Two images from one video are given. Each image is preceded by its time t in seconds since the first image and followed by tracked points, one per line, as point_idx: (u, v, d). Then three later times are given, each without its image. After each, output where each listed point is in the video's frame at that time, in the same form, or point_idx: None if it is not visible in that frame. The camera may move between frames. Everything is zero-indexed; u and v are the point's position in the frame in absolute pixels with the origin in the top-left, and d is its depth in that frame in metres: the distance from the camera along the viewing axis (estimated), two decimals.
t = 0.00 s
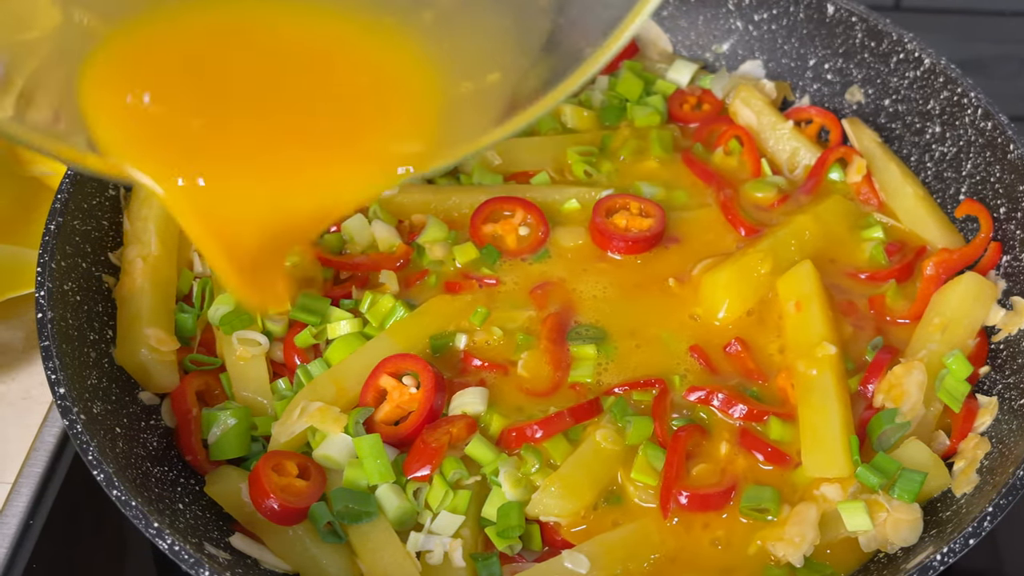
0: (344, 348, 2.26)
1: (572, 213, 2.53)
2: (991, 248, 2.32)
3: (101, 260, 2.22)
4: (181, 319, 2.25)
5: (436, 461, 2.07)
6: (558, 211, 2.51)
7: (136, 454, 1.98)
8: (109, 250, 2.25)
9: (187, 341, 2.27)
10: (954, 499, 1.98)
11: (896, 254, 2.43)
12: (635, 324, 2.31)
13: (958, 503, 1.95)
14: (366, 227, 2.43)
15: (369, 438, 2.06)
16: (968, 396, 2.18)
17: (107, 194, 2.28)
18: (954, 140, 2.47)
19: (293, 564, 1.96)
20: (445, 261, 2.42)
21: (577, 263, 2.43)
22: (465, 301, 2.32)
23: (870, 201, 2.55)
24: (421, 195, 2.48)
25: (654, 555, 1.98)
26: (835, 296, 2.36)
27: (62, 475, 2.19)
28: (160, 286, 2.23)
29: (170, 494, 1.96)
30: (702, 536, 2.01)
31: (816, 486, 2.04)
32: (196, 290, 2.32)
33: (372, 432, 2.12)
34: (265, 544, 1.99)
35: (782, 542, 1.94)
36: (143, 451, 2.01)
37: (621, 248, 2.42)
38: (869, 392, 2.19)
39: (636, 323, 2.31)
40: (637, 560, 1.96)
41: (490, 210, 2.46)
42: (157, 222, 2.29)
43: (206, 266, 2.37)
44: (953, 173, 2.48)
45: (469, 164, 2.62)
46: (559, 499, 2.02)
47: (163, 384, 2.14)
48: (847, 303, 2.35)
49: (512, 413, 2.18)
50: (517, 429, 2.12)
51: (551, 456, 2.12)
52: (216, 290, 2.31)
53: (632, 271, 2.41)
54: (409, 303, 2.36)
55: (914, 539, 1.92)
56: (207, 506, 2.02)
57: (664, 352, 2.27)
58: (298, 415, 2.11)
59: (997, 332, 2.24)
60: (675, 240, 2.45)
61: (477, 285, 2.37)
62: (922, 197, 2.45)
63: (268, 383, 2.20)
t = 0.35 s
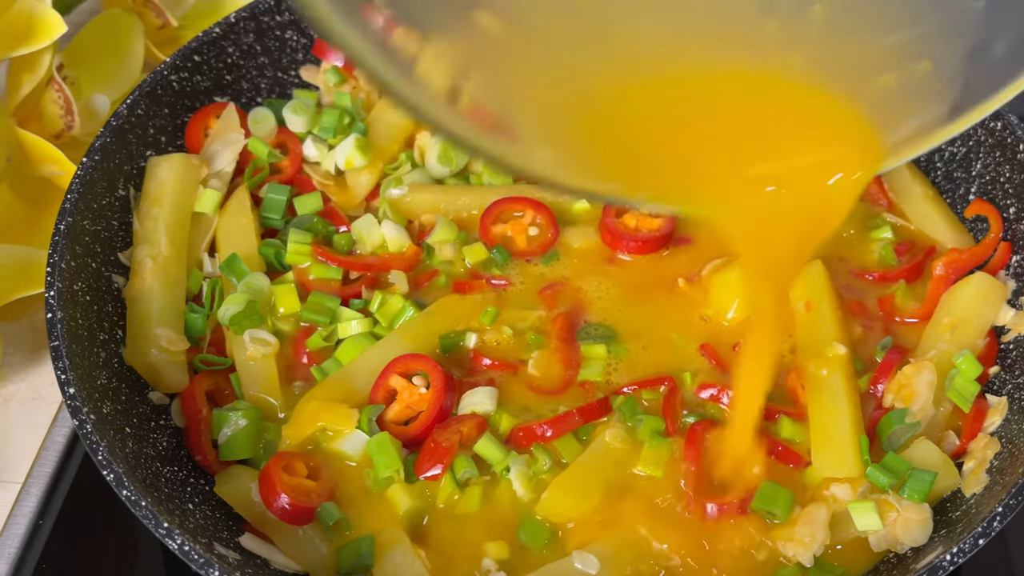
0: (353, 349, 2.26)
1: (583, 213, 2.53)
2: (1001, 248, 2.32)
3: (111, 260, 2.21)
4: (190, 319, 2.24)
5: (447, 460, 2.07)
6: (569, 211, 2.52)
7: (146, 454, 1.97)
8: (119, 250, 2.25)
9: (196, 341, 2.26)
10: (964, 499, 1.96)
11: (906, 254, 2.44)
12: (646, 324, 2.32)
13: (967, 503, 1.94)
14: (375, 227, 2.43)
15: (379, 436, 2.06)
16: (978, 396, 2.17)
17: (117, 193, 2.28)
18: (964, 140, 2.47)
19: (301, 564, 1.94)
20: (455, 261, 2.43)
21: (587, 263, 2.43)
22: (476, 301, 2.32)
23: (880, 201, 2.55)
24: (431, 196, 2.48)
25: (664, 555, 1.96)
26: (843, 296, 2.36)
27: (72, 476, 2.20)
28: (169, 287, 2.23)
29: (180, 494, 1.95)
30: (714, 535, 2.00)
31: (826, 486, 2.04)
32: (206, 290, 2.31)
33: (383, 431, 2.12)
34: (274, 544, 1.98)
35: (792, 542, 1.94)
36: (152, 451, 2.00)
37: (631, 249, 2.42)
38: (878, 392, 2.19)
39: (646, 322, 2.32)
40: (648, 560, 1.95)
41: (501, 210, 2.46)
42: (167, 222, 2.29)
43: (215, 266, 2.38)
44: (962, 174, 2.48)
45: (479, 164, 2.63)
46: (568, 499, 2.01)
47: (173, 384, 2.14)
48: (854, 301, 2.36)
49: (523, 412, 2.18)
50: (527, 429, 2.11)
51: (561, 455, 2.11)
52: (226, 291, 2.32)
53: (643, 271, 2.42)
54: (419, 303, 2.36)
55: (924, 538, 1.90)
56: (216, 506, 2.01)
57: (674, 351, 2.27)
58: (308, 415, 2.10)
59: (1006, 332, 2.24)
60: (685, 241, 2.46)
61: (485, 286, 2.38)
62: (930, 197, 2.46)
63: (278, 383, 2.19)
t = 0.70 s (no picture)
0: (362, 349, 2.26)
1: (591, 212, 2.53)
2: (1011, 249, 2.33)
3: (120, 260, 2.22)
4: (199, 319, 2.24)
5: (457, 460, 2.06)
6: (578, 210, 2.52)
7: (156, 454, 1.98)
8: (129, 250, 2.25)
9: (205, 341, 2.26)
10: (973, 499, 1.97)
11: (916, 253, 2.44)
12: (656, 322, 2.32)
13: (977, 503, 1.95)
14: (385, 228, 2.44)
15: (388, 437, 2.06)
16: (988, 396, 2.17)
17: (126, 193, 2.29)
18: (974, 140, 2.46)
19: (312, 564, 1.95)
20: (465, 261, 2.42)
21: (596, 262, 2.43)
22: (484, 301, 2.32)
23: (890, 201, 2.55)
24: (440, 196, 2.48)
25: (671, 553, 1.95)
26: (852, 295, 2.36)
27: (82, 477, 2.19)
28: (179, 287, 2.23)
29: (189, 494, 1.95)
30: (723, 534, 1.99)
31: (837, 486, 2.04)
32: (215, 290, 2.32)
33: (393, 432, 2.12)
34: (285, 545, 1.98)
35: (802, 542, 1.94)
36: (162, 451, 2.01)
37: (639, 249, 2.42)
38: (888, 391, 2.19)
39: (656, 321, 2.32)
40: (657, 560, 1.93)
41: (510, 210, 2.46)
42: (176, 222, 2.29)
43: (224, 266, 2.37)
44: (972, 174, 2.48)
45: (488, 164, 2.63)
46: (576, 499, 2.00)
47: (182, 384, 2.14)
48: (864, 300, 2.36)
49: (531, 412, 2.18)
50: (535, 429, 2.11)
51: (571, 455, 2.11)
52: (236, 291, 2.32)
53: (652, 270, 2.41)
54: (428, 303, 2.36)
55: (934, 538, 1.91)
56: (226, 506, 2.02)
57: (684, 351, 2.27)
58: (317, 415, 2.10)
59: (1016, 332, 2.24)
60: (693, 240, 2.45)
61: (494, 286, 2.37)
62: (940, 196, 2.47)
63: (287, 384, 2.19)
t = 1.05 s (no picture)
0: (373, 349, 2.26)
1: (601, 212, 2.53)
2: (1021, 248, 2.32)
3: (130, 260, 2.22)
4: (209, 319, 2.24)
5: (466, 460, 2.06)
6: (587, 210, 2.52)
7: (165, 454, 1.98)
8: (138, 250, 2.26)
9: (215, 341, 2.27)
10: (983, 499, 1.97)
11: (925, 253, 2.44)
12: (666, 323, 2.32)
13: (986, 503, 1.95)
14: (396, 228, 2.44)
15: (397, 437, 2.06)
16: (997, 396, 2.18)
17: (136, 193, 2.30)
18: (984, 140, 2.46)
19: (322, 564, 1.94)
20: (475, 261, 2.42)
21: (605, 262, 2.44)
22: (494, 301, 2.31)
23: (900, 201, 2.55)
24: (451, 196, 2.47)
25: (681, 553, 1.95)
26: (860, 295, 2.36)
27: (93, 476, 2.20)
28: (189, 287, 2.23)
29: (199, 494, 1.95)
30: (733, 534, 1.99)
31: (846, 486, 2.04)
32: (225, 290, 2.31)
33: (402, 432, 2.12)
34: (295, 545, 1.98)
35: (812, 542, 1.94)
36: (172, 451, 2.00)
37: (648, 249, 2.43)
38: (898, 391, 2.19)
39: (666, 322, 2.32)
40: (667, 560, 1.93)
41: (519, 210, 2.46)
42: (185, 222, 2.29)
43: (235, 266, 2.37)
44: (982, 173, 2.48)
45: (498, 164, 2.63)
46: (587, 500, 2.00)
47: (192, 384, 2.14)
48: (872, 300, 2.36)
49: (541, 413, 2.18)
50: (544, 429, 2.11)
51: (581, 455, 2.11)
52: (245, 291, 2.32)
53: (662, 271, 2.42)
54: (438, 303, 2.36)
55: (944, 538, 1.91)
56: (237, 506, 2.02)
57: (694, 351, 2.27)
58: (327, 416, 2.09)
59: None
60: (701, 241, 2.46)
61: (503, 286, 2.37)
62: (951, 197, 2.46)
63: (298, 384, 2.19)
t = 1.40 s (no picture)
0: (382, 349, 2.26)
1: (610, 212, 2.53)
2: None
3: (140, 260, 2.22)
4: (220, 319, 2.25)
5: (476, 460, 2.06)
6: (596, 210, 2.53)
7: (175, 454, 1.97)
8: (148, 250, 2.25)
9: (225, 341, 2.27)
10: (993, 499, 1.96)
11: (935, 253, 2.44)
12: (676, 322, 2.32)
13: (996, 503, 1.94)
14: (405, 228, 2.44)
15: (407, 437, 2.06)
16: (1007, 397, 2.17)
17: (146, 193, 2.29)
18: (993, 140, 2.46)
19: (331, 564, 1.94)
20: (485, 260, 2.42)
21: (614, 262, 2.44)
22: (504, 301, 2.32)
23: (910, 201, 2.55)
24: (460, 196, 2.48)
25: (691, 552, 1.95)
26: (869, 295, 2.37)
27: (103, 475, 2.20)
28: (199, 287, 2.23)
29: (209, 494, 1.95)
30: (743, 533, 1.99)
31: (856, 486, 2.04)
32: (235, 290, 2.32)
33: (412, 431, 2.12)
34: (305, 544, 1.98)
35: (822, 542, 1.94)
36: (182, 451, 2.00)
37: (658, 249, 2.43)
38: (908, 390, 2.19)
39: (676, 322, 2.32)
40: (677, 560, 1.93)
41: (528, 211, 2.46)
42: (196, 222, 2.30)
43: (245, 266, 2.38)
44: (992, 173, 2.48)
45: (507, 164, 2.64)
46: (597, 500, 2.00)
47: (202, 384, 2.13)
48: (881, 300, 2.36)
49: (551, 413, 2.18)
50: (553, 429, 2.11)
51: (590, 455, 2.11)
52: (255, 291, 2.32)
53: (671, 271, 2.42)
54: (448, 303, 2.36)
55: (953, 538, 1.90)
56: (246, 506, 2.02)
57: (704, 351, 2.27)
58: (337, 416, 2.09)
59: None
60: (710, 241, 2.46)
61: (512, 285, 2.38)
62: (960, 197, 2.46)
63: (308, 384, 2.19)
